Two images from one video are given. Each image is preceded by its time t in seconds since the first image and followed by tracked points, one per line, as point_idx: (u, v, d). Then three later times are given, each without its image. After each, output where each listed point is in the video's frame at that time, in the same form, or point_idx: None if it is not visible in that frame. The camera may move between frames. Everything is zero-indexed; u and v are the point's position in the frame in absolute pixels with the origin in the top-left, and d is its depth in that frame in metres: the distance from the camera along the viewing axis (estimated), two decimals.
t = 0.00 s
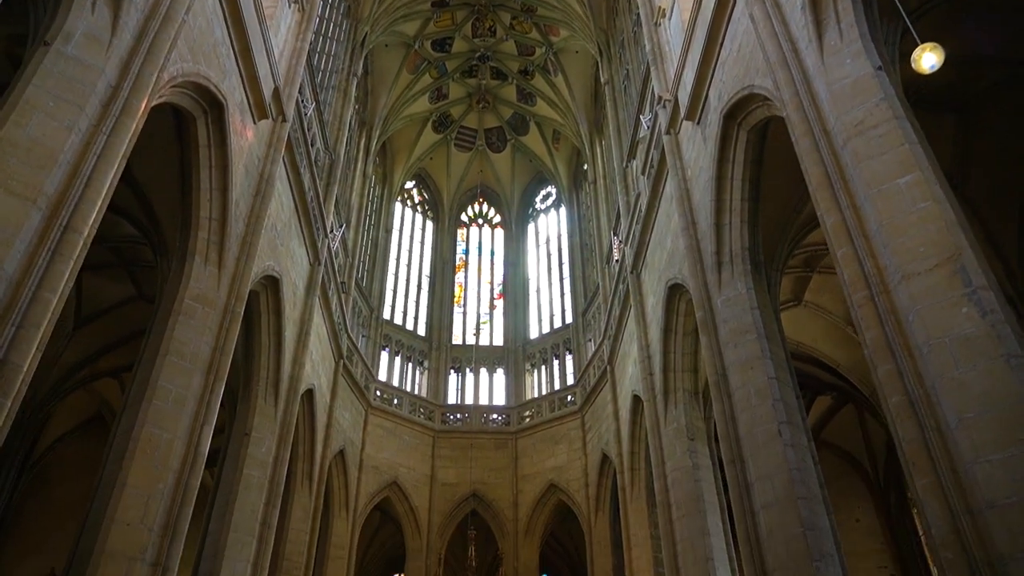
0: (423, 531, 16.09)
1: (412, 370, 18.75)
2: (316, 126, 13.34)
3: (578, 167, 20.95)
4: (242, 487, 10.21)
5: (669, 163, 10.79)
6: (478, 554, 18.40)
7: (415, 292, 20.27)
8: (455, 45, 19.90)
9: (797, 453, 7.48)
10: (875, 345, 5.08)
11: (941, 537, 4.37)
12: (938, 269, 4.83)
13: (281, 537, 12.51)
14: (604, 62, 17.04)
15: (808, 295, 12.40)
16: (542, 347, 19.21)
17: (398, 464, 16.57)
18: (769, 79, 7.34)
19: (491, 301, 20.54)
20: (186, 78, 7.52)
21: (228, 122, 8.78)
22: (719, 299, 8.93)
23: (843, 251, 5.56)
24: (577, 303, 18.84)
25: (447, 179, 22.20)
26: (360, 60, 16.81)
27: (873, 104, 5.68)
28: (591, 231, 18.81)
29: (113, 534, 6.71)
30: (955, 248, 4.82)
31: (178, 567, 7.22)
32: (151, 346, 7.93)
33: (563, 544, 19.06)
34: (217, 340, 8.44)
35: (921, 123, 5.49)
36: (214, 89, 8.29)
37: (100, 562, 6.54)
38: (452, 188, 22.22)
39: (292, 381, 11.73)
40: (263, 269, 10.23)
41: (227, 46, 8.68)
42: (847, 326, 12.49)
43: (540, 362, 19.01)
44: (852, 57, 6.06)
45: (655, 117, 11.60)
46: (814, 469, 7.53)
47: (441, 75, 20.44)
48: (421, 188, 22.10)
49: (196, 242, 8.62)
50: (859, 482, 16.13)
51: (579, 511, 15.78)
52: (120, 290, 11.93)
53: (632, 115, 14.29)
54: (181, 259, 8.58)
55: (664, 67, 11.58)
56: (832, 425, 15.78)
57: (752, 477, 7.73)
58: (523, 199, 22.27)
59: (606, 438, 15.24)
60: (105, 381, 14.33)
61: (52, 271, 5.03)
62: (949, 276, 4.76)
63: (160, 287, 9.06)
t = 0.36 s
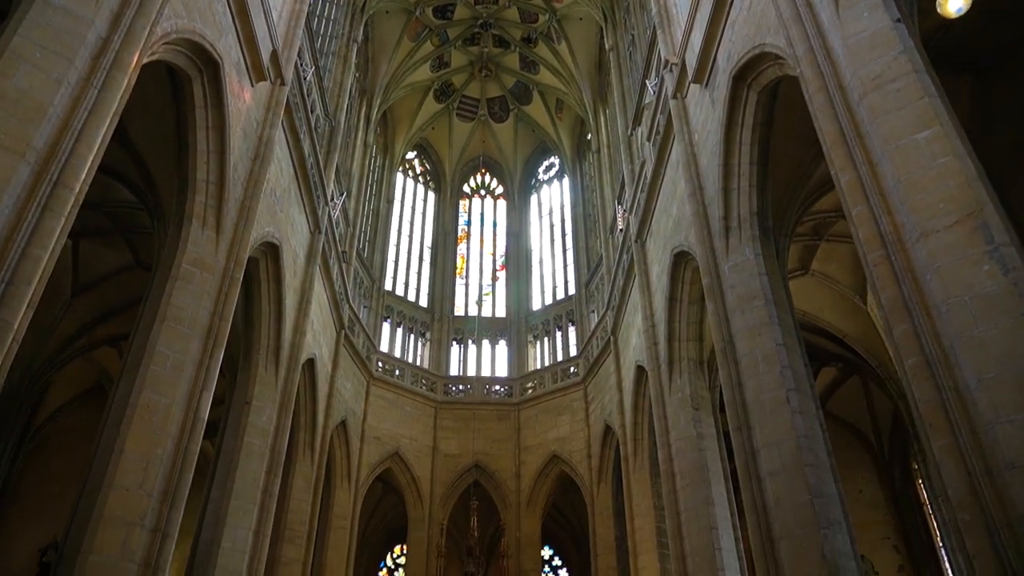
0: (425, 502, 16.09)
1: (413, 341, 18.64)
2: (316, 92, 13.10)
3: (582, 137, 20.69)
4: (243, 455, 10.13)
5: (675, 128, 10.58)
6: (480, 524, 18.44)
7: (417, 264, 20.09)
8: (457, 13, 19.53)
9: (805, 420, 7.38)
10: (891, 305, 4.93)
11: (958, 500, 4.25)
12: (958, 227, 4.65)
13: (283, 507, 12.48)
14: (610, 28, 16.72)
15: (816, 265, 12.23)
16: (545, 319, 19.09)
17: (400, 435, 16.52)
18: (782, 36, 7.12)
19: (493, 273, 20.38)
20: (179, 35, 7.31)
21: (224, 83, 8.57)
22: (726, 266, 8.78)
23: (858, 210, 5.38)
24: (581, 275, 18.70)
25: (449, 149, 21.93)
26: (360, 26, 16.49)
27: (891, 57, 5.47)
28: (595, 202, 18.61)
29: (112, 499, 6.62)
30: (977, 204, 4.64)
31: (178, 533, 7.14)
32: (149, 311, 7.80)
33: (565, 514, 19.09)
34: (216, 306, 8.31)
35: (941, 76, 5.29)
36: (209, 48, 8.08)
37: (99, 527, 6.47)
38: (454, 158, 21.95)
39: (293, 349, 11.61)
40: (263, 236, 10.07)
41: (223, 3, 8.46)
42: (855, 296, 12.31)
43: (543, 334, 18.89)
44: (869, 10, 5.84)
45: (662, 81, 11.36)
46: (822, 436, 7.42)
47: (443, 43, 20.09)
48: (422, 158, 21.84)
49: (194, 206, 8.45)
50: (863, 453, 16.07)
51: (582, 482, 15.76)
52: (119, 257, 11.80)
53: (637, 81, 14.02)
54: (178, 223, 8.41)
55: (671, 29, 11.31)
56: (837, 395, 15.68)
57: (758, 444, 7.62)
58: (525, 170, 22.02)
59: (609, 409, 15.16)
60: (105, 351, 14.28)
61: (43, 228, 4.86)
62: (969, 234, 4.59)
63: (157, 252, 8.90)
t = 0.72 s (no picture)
0: (428, 473, 16.06)
1: (415, 313, 18.51)
2: (313, 57, 12.83)
3: (584, 106, 20.40)
4: (244, 425, 10.05)
5: (681, 92, 10.35)
6: (483, 496, 18.45)
7: (418, 235, 19.92)
8: None
9: (813, 385, 7.25)
10: (907, 262, 4.77)
11: (976, 459, 4.13)
12: (978, 178, 4.48)
13: (285, 477, 12.44)
14: None
15: (823, 232, 12.11)
16: (548, 290, 18.93)
17: (402, 407, 16.46)
18: None
19: (495, 245, 20.18)
20: None
21: (218, 43, 8.35)
22: (733, 230, 8.61)
23: (873, 165, 5.20)
24: (584, 245, 18.52)
25: (449, 120, 21.65)
26: None
27: (909, 6, 5.26)
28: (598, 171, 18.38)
29: (110, 466, 6.53)
30: (998, 154, 4.46)
31: (178, 501, 7.06)
32: (145, 278, 7.65)
33: (568, 486, 19.10)
34: (213, 273, 8.16)
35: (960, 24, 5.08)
36: (202, 6, 7.86)
37: (98, 494, 6.38)
38: (455, 129, 21.67)
39: (293, 319, 11.49)
40: (261, 203, 9.88)
41: None
42: (863, 263, 12.27)
43: (546, 305, 18.75)
44: None
45: (667, 44, 11.12)
46: (830, 402, 7.29)
47: (444, 11, 19.69)
48: (423, 129, 21.56)
49: (189, 170, 8.27)
50: (868, 423, 15.99)
51: (585, 453, 15.71)
52: (115, 226, 11.75)
53: (642, 45, 13.74)
54: (173, 187, 8.24)
55: None
56: (843, 366, 15.56)
57: (766, 410, 7.50)
58: (527, 140, 21.74)
59: (613, 379, 15.06)
60: (103, 323, 14.24)
61: (30, 184, 4.70)
62: (991, 185, 4.42)
63: (153, 218, 8.74)
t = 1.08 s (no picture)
0: (431, 445, 16.01)
1: (418, 285, 18.37)
2: (312, 22, 12.55)
3: (588, 75, 20.07)
4: (245, 395, 9.95)
5: (689, 55, 10.11)
6: (487, 468, 18.43)
7: (420, 207, 19.71)
8: None
9: (824, 351, 7.09)
10: (926, 220, 4.59)
11: (998, 421, 3.99)
12: (1003, 131, 4.29)
13: (288, 448, 12.39)
14: None
15: (832, 199, 11.90)
16: (551, 262, 18.76)
17: (405, 379, 16.38)
18: None
19: (498, 216, 19.96)
20: None
21: (213, 3, 8.12)
22: (742, 195, 8.42)
23: (891, 119, 5.00)
24: (587, 216, 18.32)
25: (451, 89, 21.32)
26: None
27: None
28: (602, 141, 18.14)
29: (108, 434, 6.42)
30: None
31: (179, 470, 6.96)
32: (141, 244, 7.49)
33: (572, 458, 19.08)
34: (211, 240, 8.00)
35: None
36: None
37: (97, 462, 6.28)
38: (456, 99, 21.35)
39: (294, 289, 11.35)
40: (259, 170, 9.66)
41: None
42: (873, 233, 12.13)
43: (549, 277, 18.59)
44: None
45: (674, 6, 10.85)
46: (841, 369, 7.15)
47: None
48: (424, 99, 21.24)
49: (185, 134, 8.08)
50: (874, 394, 15.89)
51: (589, 425, 15.64)
52: (113, 195, 11.66)
53: (647, 8, 13.43)
54: (169, 152, 8.06)
55: None
56: (850, 337, 15.40)
57: (775, 377, 7.36)
58: (530, 110, 21.43)
59: (617, 351, 14.94)
60: (101, 294, 14.16)
61: (17, 141, 4.54)
62: (1016, 138, 4.23)
63: (150, 183, 8.57)
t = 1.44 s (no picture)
0: (434, 417, 15.94)
1: (420, 256, 18.20)
2: None
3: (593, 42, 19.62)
4: (246, 365, 9.84)
5: (697, 16, 9.86)
6: (490, 439, 18.39)
7: (422, 178, 19.48)
8: None
9: (835, 316, 6.93)
10: (950, 174, 4.41)
11: None
12: None
13: (290, 418, 12.31)
14: None
15: (842, 166, 11.71)
16: (554, 234, 18.55)
17: (408, 350, 16.27)
18: None
19: (501, 187, 19.77)
20: None
21: None
22: (752, 158, 8.22)
23: (913, 70, 4.79)
24: (592, 186, 18.09)
25: (453, 58, 20.92)
26: None
27: None
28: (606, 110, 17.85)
29: (105, 400, 6.30)
30: None
31: (178, 437, 6.84)
32: (137, 208, 7.32)
33: (576, 430, 19.01)
34: (209, 204, 7.83)
35: None
36: None
37: (94, 429, 6.16)
38: (459, 68, 20.97)
39: (295, 257, 11.21)
40: (258, 135, 9.47)
41: None
42: (883, 199, 12.02)
43: (553, 248, 18.41)
44: None
45: None
46: (852, 335, 6.99)
47: None
48: (426, 68, 20.86)
49: (181, 95, 7.89)
50: (881, 366, 15.76)
51: (593, 396, 15.55)
52: (110, 161, 11.53)
53: None
54: (165, 114, 7.87)
55: None
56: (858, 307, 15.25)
57: (785, 343, 7.20)
58: (534, 79, 21.07)
59: (621, 322, 14.81)
60: (99, 263, 14.08)
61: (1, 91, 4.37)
62: None
63: (146, 146, 8.39)
